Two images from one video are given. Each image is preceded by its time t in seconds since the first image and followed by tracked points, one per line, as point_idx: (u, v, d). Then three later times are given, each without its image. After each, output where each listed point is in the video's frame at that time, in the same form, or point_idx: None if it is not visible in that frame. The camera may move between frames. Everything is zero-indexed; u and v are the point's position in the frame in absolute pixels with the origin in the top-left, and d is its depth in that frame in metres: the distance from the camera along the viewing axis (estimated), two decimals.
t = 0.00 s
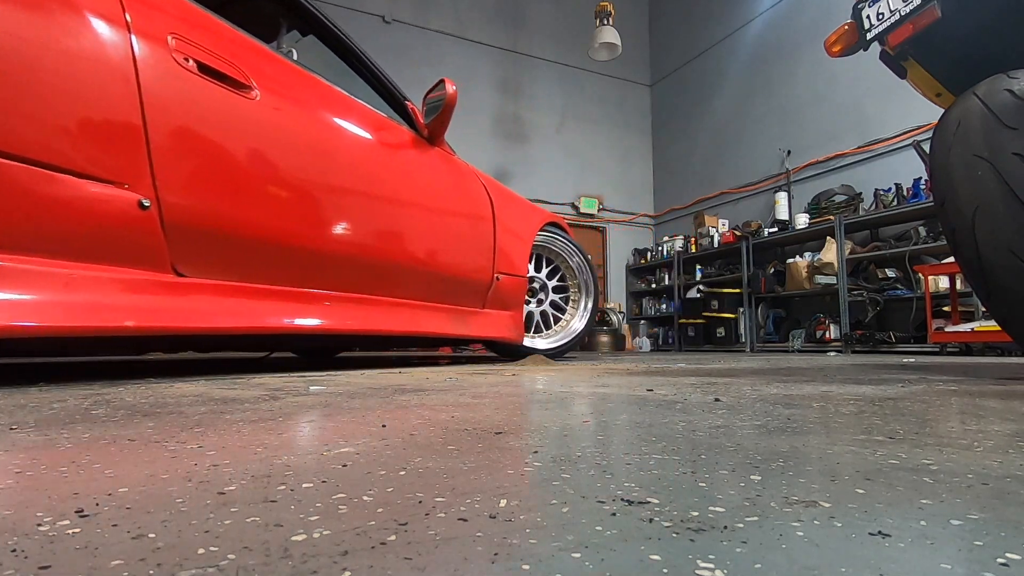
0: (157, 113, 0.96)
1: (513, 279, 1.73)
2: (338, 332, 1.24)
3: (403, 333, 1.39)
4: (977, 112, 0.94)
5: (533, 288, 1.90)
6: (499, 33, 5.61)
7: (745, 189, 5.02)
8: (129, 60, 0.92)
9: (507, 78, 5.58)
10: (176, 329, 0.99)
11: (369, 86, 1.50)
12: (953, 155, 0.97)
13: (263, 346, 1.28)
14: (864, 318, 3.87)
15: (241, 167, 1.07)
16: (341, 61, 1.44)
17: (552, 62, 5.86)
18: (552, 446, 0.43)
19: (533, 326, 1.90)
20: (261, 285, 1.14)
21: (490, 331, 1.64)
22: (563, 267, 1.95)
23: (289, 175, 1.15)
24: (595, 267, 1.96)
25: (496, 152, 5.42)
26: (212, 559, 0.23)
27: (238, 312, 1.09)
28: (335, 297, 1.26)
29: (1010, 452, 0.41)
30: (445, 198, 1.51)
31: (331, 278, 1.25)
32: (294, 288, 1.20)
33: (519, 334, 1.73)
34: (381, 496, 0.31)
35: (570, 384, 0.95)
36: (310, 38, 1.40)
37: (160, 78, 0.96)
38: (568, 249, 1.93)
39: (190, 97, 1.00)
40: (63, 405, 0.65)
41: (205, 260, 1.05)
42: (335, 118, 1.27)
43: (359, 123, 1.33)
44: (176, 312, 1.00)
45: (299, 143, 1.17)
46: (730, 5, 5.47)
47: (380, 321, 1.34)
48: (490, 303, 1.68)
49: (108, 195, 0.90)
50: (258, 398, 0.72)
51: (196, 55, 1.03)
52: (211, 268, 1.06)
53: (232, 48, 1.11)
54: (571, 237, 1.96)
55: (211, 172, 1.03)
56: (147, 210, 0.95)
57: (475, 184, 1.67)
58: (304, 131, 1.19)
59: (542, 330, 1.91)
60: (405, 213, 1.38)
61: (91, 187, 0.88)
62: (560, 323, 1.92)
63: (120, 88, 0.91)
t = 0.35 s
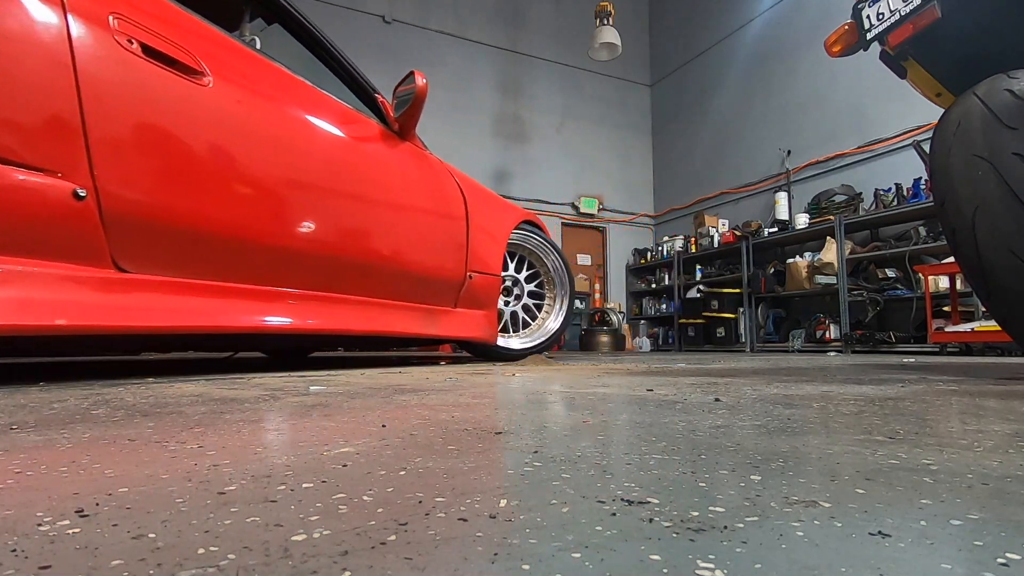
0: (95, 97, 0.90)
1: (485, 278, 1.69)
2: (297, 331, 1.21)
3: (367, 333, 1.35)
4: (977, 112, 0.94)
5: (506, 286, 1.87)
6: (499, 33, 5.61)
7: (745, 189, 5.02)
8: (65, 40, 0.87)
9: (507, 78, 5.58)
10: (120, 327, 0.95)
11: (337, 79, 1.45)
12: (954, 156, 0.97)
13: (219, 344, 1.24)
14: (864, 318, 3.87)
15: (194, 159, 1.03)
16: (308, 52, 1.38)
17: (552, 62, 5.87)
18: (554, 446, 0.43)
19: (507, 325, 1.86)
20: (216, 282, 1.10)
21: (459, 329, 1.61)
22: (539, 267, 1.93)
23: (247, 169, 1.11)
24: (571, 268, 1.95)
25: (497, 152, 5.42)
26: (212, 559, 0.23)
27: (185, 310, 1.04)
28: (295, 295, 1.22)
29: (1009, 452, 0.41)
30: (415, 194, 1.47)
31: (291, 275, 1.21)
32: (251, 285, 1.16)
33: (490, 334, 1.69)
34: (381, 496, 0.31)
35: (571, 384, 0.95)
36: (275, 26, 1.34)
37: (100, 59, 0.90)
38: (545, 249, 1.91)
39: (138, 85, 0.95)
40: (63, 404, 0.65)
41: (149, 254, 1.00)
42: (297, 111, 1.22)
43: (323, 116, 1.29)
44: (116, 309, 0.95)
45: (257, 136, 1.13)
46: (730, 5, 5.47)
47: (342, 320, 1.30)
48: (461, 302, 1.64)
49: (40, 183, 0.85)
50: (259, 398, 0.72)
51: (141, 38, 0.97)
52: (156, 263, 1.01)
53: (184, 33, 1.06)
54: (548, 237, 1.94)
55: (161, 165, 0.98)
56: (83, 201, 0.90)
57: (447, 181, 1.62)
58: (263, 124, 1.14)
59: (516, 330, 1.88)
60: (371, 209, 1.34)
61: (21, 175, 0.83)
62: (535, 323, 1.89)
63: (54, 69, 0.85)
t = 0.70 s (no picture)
0: (35, 82, 0.84)
1: (460, 276, 1.65)
2: (260, 331, 1.16)
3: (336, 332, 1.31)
4: (977, 112, 0.94)
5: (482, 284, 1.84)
6: (499, 33, 5.61)
7: (745, 190, 5.02)
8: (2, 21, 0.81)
9: (507, 78, 5.58)
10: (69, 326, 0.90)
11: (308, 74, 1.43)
12: (954, 155, 0.97)
13: (178, 344, 1.19)
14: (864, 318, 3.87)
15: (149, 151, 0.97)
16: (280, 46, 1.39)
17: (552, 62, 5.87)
18: (553, 446, 0.43)
19: (484, 325, 1.84)
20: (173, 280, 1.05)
21: (431, 328, 1.57)
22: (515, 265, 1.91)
23: (207, 162, 1.05)
24: (548, 266, 1.93)
25: (497, 152, 5.42)
26: (212, 559, 0.23)
27: (137, 310, 0.99)
28: (259, 293, 1.18)
29: (1009, 452, 0.41)
30: (387, 191, 1.42)
31: (255, 273, 1.16)
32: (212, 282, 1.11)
33: (464, 333, 1.66)
34: (381, 496, 0.31)
35: (572, 384, 0.95)
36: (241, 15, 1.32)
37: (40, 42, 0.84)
38: (522, 246, 1.88)
39: (88, 72, 0.90)
40: (63, 405, 0.65)
41: (95, 251, 0.94)
42: (263, 103, 1.17)
43: (289, 108, 1.23)
44: (60, 308, 0.90)
45: (218, 128, 1.07)
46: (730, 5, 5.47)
47: (308, 320, 1.25)
48: (434, 301, 1.60)
49: None
50: (259, 398, 0.72)
51: (87, 20, 0.91)
52: (104, 260, 0.95)
53: (137, 17, 1.00)
54: (524, 234, 1.91)
55: (112, 157, 0.93)
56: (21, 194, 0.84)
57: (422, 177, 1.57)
58: (225, 115, 1.09)
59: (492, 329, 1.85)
60: (340, 205, 1.29)
61: None
62: (512, 322, 1.87)
63: None
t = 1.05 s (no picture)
0: None
1: (438, 275, 1.63)
2: (229, 330, 1.14)
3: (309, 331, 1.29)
4: (977, 112, 0.94)
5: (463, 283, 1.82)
6: (499, 33, 5.62)
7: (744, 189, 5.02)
8: None
9: (507, 78, 5.59)
10: (29, 325, 0.88)
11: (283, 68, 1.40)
12: (954, 155, 0.97)
13: (160, 344, 1.17)
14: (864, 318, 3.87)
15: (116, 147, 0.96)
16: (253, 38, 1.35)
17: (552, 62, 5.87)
18: (553, 446, 0.43)
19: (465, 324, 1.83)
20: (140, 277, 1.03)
21: (409, 328, 1.55)
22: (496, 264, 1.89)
23: (176, 159, 1.04)
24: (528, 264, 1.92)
25: (497, 152, 5.42)
26: (212, 559, 0.23)
27: (100, 308, 0.97)
28: (228, 291, 1.16)
29: (1009, 452, 0.41)
30: (363, 188, 1.40)
31: (225, 271, 1.15)
32: (181, 280, 1.09)
33: (442, 332, 1.64)
34: (381, 496, 0.31)
35: (573, 383, 0.95)
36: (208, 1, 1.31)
37: None
38: (503, 245, 1.87)
39: (53, 66, 0.88)
40: (63, 405, 0.65)
41: (56, 247, 0.92)
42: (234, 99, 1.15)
43: (260, 104, 1.21)
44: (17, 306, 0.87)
45: (188, 124, 1.06)
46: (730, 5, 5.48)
47: (279, 319, 1.24)
48: (411, 300, 1.59)
49: None
50: (259, 398, 0.72)
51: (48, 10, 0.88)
52: (64, 256, 0.93)
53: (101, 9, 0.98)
54: (506, 233, 1.90)
55: (75, 151, 0.91)
56: None
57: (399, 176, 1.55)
58: (193, 110, 1.07)
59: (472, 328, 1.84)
60: (313, 203, 1.27)
61: None
62: (492, 322, 1.86)
63: None
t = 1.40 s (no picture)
0: None
1: (415, 274, 1.60)
2: (198, 331, 1.11)
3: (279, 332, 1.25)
4: (977, 112, 0.94)
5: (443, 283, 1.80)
6: (499, 33, 5.63)
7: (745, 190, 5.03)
8: None
9: (507, 78, 5.59)
10: None
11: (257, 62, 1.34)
12: (954, 155, 0.97)
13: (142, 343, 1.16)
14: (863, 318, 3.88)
15: (75, 141, 0.90)
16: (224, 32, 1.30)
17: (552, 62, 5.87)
18: (553, 446, 0.43)
19: (446, 324, 1.82)
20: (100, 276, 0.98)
21: (384, 328, 1.51)
22: (476, 262, 1.88)
23: (140, 154, 0.99)
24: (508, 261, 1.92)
25: (497, 152, 5.43)
26: (212, 559, 0.23)
27: (61, 310, 0.93)
28: (198, 291, 1.12)
29: (1009, 451, 0.41)
30: (341, 186, 1.36)
31: (192, 270, 1.10)
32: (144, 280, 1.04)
33: (418, 332, 1.61)
34: (381, 496, 0.31)
35: (573, 383, 0.95)
36: None
37: None
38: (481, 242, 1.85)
39: (8, 53, 0.82)
40: (63, 405, 0.65)
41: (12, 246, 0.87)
42: (203, 91, 1.09)
43: (232, 96, 1.16)
44: None
45: (156, 119, 1.01)
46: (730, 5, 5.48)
47: (250, 320, 1.20)
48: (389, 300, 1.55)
49: None
50: (258, 398, 0.72)
51: None
52: (21, 255, 0.89)
53: None
54: (486, 232, 1.88)
55: (33, 145, 0.86)
56: None
57: (378, 173, 1.50)
58: (162, 102, 1.02)
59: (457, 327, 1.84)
60: (285, 201, 1.22)
61: None
62: (477, 318, 1.86)
63: None
